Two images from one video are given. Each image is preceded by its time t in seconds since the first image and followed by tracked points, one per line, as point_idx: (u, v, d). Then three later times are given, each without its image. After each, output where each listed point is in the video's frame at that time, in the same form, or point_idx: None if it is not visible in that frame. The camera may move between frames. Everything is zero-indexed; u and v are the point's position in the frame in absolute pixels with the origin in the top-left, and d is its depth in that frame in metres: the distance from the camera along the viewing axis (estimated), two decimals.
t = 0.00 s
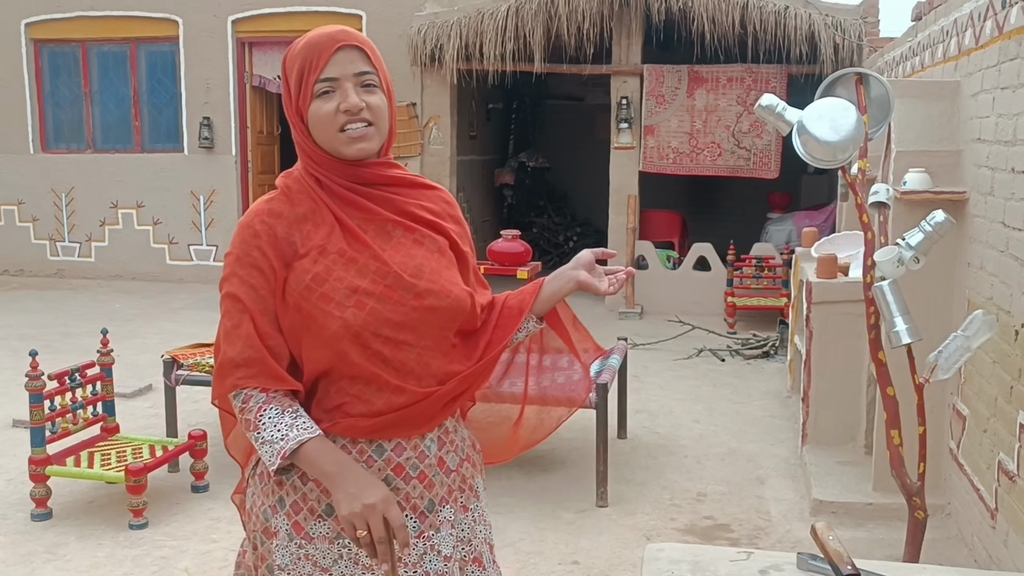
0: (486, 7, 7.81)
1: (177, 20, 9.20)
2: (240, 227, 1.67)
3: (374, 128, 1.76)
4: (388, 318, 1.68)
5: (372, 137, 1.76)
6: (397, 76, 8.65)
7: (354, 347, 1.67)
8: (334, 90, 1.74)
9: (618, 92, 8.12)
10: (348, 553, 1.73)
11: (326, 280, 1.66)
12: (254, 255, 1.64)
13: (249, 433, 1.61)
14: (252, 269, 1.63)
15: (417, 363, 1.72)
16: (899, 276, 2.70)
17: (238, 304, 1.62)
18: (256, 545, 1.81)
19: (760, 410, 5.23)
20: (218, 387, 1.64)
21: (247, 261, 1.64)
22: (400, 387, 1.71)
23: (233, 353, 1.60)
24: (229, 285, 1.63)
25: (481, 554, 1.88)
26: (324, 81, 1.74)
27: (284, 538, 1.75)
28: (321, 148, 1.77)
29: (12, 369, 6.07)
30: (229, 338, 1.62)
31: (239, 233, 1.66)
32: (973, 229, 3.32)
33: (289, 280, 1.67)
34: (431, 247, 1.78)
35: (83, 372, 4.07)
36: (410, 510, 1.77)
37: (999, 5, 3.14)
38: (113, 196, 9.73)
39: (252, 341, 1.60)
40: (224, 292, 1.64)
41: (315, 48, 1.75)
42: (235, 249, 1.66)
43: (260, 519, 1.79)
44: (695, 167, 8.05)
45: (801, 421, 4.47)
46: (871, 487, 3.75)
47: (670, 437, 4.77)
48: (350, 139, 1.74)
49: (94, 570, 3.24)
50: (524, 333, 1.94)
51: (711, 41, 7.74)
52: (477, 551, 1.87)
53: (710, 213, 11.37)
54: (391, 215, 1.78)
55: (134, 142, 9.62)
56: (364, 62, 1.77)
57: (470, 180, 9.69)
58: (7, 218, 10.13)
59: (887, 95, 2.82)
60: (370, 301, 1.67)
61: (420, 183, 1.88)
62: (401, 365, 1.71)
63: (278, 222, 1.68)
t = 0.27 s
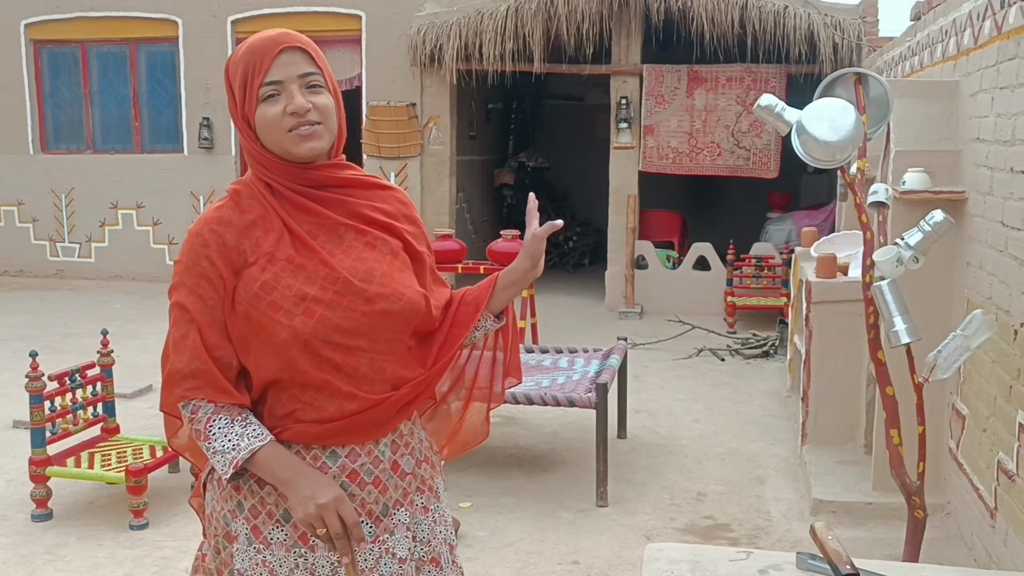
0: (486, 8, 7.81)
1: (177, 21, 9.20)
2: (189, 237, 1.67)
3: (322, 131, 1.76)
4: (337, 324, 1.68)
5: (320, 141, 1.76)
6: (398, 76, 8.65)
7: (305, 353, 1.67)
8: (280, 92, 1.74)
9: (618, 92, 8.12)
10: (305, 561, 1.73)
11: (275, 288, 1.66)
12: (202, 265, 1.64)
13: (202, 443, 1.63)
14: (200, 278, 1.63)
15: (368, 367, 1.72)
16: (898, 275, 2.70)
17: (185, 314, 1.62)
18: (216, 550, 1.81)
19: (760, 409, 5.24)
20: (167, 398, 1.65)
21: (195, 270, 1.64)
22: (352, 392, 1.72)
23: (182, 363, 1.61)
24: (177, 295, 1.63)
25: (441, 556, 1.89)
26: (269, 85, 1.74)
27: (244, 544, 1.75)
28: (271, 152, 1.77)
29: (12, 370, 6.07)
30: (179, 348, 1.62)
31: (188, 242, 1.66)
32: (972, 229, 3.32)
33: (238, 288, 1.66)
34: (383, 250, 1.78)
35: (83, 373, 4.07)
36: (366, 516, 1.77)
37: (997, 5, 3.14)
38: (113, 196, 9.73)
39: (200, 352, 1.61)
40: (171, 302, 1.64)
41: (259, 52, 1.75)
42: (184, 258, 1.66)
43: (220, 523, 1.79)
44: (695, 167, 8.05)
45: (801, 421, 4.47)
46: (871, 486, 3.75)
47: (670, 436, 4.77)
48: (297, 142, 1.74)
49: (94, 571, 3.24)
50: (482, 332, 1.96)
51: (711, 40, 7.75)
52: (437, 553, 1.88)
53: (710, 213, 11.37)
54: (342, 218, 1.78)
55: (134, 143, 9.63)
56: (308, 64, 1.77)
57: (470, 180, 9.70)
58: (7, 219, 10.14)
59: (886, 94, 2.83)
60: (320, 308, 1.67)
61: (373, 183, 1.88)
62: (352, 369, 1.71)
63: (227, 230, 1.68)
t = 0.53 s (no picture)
0: (485, 7, 7.81)
1: (176, 21, 9.20)
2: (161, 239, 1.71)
3: (294, 135, 1.76)
4: (300, 322, 1.68)
5: (293, 145, 1.77)
6: (398, 76, 8.65)
7: (271, 353, 1.68)
8: (255, 99, 1.75)
9: (617, 91, 8.12)
10: (274, 561, 1.72)
11: (239, 287, 1.68)
12: (170, 265, 1.68)
13: (173, 442, 1.66)
14: (168, 278, 1.67)
15: (337, 367, 1.72)
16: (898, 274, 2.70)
17: (155, 314, 1.67)
18: (194, 547, 1.82)
19: (761, 408, 5.24)
20: (141, 396, 1.69)
21: (165, 270, 1.68)
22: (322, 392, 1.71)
23: (151, 362, 1.65)
24: (148, 295, 1.67)
25: (419, 557, 1.87)
26: (244, 92, 1.75)
27: (218, 541, 1.75)
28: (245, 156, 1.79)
29: (12, 370, 6.07)
30: (149, 348, 1.67)
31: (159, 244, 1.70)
32: (971, 228, 3.33)
33: (205, 288, 1.69)
34: (353, 249, 1.78)
35: (83, 373, 4.07)
36: (336, 515, 1.77)
37: (996, 4, 3.14)
38: (113, 197, 9.73)
39: (167, 350, 1.65)
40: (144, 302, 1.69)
41: (234, 57, 1.76)
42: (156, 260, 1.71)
43: (197, 521, 1.80)
44: (695, 167, 8.05)
45: (801, 419, 4.47)
46: (872, 484, 3.75)
47: (669, 435, 4.78)
48: (269, 147, 1.75)
49: (95, 570, 3.24)
50: (465, 337, 1.94)
51: (710, 40, 7.75)
52: (416, 554, 1.86)
53: (710, 213, 11.38)
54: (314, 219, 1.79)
55: (134, 143, 9.64)
56: (285, 71, 1.77)
57: (470, 179, 9.70)
58: (6, 219, 10.14)
59: (886, 93, 2.83)
60: (281, 307, 1.68)
61: (351, 186, 1.88)
62: (321, 369, 1.71)
63: (195, 231, 1.71)
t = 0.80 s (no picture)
0: (485, 7, 7.81)
1: (176, 21, 9.20)
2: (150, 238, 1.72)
3: (285, 136, 1.76)
4: (286, 322, 1.68)
5: (284, 146, 1.77)
6: (398, 76, 8.66)
7: (259, 353, 1.68)
8: (248, 98, 1.75)
9: (617, 91, 8.11)
10: (264, 559, 1.73)
11: (226, 287, 1.68)
12: (159, 265, 1.68)
13: (160, 441, 1.66)
14: (157, 277, 1.67)
15: (324, 367, 1.72)
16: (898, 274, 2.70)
17: (144, 313, 1.67)
18: (185, 543, 1.82)
19: (761, 408, 5.24)
20: (129, 394, 1.69)
21: (153, 270, 1.68)
22: (308, 393, 1.72)
23: (139, 362, 1.66)
24: (137, 294, 1.68)
25: (410, 557, 1.88)
26: (238, 91, 1.75)
27: (208, 538, 1.76)
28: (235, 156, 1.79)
29: (13, 370, 6.07)
30: (138, 348, 1.67)
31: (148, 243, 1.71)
32: (971, 227, 3.33)
33: (193, 288, 1.69)
34: (341, 249, 1.79)
35: (84, 373, 4.07)
36: (324, 515, 1.77)
37: (996, 3, 3.15)
38: (113, 197, 9.73)
39: (155, 349, 1.65)
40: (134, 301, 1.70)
41: (229, 57, 1.76)
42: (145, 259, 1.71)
43: (188, 518, 1.80)
44: (695, 166, 8.05)
45: (801, 418, 4.47)
46: (872, 484, 3.75)
47: (670, 435, 4.78)
48: (259, 148, 1.75)
49: (96, 570, 3.25)
50: (455, 342, 1.95)
51: (710, 40, 7.75)
52: (407, 555, 1.87)
53: (710, 212, 11.38)
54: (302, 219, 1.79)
55: (134, 143, 9.64)
56: (279, 73, 1.77)
57: (470, 179, 9.70)
58: (6, 219, 10.14)
59: (886, 92, 2.83)
60: (268, 307, 1.68)
61: (342, 186, 1.89)
62: (308, 370, 1.71)
63: (183, 231, 1.71)
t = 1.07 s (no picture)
0: (485, 7, 7.82)
1: (176, 21, 9.21)
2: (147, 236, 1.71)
3: (284, 135, 1.77)
4: (288, 325, 1.69)
5: (283, 144, 1.77)
6: (398, 76, 8.66)
7: (260, 354, 1.68)
8: (247, 96, 1.76)
9: (617, 91, 8.12)
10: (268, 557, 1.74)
11: (227, 288, 1.68)
12: (158, 264, 1.68)
13: (156, 440, 1.66)
14: (155, 276, 1.67)
15: (325, 369, 1.73)
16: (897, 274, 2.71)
17: (142, 311, 1.66)
18: (187, 546, 1.82)
19: (760, 408, 5.25)
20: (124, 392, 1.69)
21: (152, 268, 1.67)
22: (310, 395, 1.72)
23: (137, 361, 1.65)
24: (134, 292, 1.67)
25: (407, 554, 1.88)
26: (237, 87, 1.75)
27: (211, 539, 1.76)
28: (234, 154, 1.79)
29: (13, 370, 6.08)
30: (135, 346, 1.66)
31: (145, 241, 1.70)
32: (970, 228, 3.34)
33: (192, 288, 1.69)
34: (342, 251, 1.79)
35: (85, 373, 4.08)
36: (326, 516, 1.78)
37: (995, 5, 3.15)
38: (113, 197, 9.74)
39: (153, 348, 1.65)
40: (131, 299, 1.69)
41: (229, 55, 1.76)
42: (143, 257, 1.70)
43: (190, 520, 1.80)
44: (694, 166, 8.05)
45: (800, 419, 4.48)
46: (871, 484, 3.76)
47: (670, 435, 4.78)
48: (258, 145, 1.75)
49: (97, 570, 3.25)
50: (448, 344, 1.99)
51: (709, 40, 7.76)
52: (404, 551, 1.87)
53: (710, 213, 11.38)
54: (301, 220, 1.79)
55: (134, 143, 9.64)
56: (278, 71, 1.78)
57: (470, 180, 9.70)
58: (6, 219, 10.14)
59: (885, 93, 2.83)
60: (270, 309, 1.68)
61: (340, 188, 1.89)
62: (309, 371, 1.72)
63: (182, 229, 1.71)
